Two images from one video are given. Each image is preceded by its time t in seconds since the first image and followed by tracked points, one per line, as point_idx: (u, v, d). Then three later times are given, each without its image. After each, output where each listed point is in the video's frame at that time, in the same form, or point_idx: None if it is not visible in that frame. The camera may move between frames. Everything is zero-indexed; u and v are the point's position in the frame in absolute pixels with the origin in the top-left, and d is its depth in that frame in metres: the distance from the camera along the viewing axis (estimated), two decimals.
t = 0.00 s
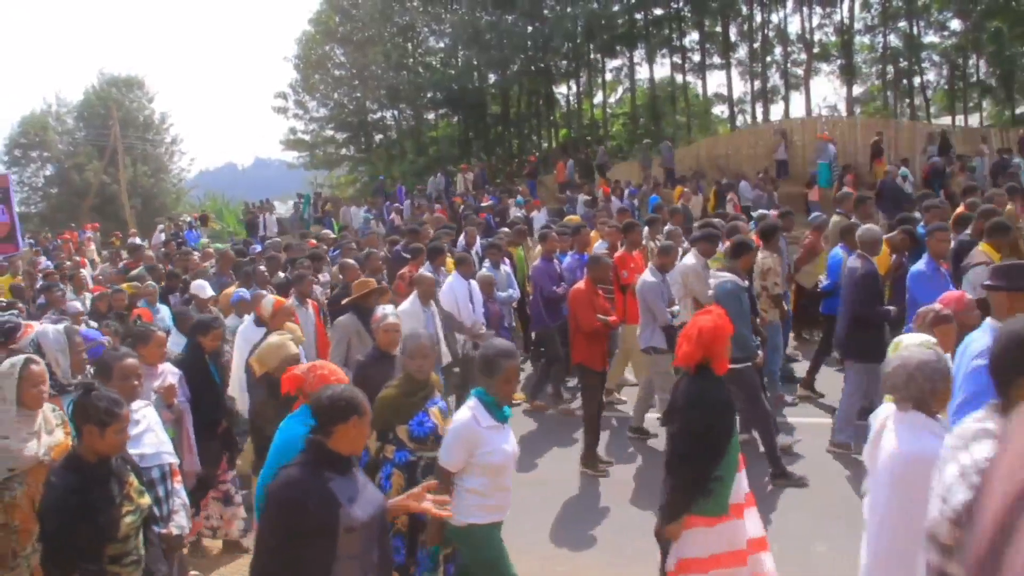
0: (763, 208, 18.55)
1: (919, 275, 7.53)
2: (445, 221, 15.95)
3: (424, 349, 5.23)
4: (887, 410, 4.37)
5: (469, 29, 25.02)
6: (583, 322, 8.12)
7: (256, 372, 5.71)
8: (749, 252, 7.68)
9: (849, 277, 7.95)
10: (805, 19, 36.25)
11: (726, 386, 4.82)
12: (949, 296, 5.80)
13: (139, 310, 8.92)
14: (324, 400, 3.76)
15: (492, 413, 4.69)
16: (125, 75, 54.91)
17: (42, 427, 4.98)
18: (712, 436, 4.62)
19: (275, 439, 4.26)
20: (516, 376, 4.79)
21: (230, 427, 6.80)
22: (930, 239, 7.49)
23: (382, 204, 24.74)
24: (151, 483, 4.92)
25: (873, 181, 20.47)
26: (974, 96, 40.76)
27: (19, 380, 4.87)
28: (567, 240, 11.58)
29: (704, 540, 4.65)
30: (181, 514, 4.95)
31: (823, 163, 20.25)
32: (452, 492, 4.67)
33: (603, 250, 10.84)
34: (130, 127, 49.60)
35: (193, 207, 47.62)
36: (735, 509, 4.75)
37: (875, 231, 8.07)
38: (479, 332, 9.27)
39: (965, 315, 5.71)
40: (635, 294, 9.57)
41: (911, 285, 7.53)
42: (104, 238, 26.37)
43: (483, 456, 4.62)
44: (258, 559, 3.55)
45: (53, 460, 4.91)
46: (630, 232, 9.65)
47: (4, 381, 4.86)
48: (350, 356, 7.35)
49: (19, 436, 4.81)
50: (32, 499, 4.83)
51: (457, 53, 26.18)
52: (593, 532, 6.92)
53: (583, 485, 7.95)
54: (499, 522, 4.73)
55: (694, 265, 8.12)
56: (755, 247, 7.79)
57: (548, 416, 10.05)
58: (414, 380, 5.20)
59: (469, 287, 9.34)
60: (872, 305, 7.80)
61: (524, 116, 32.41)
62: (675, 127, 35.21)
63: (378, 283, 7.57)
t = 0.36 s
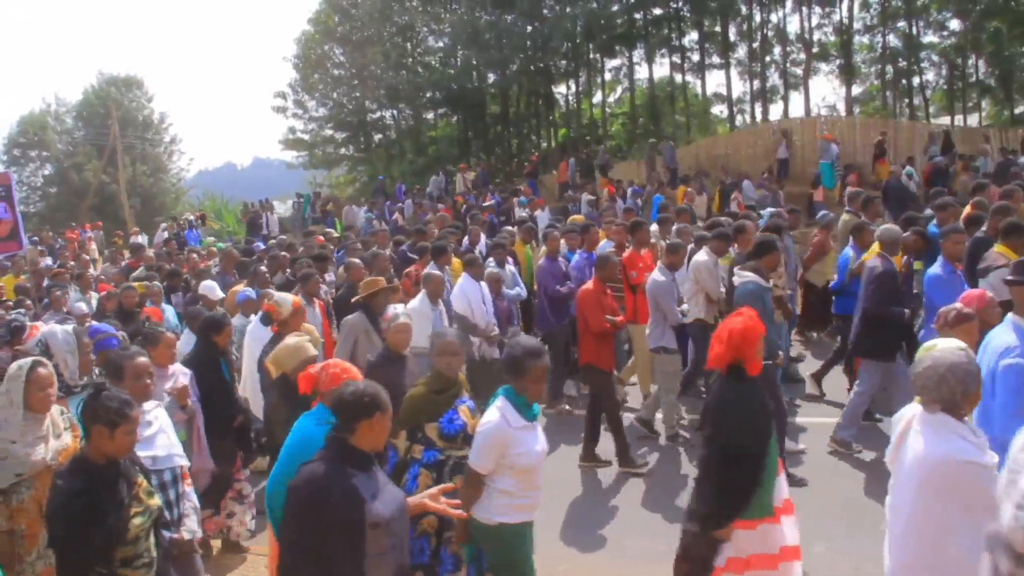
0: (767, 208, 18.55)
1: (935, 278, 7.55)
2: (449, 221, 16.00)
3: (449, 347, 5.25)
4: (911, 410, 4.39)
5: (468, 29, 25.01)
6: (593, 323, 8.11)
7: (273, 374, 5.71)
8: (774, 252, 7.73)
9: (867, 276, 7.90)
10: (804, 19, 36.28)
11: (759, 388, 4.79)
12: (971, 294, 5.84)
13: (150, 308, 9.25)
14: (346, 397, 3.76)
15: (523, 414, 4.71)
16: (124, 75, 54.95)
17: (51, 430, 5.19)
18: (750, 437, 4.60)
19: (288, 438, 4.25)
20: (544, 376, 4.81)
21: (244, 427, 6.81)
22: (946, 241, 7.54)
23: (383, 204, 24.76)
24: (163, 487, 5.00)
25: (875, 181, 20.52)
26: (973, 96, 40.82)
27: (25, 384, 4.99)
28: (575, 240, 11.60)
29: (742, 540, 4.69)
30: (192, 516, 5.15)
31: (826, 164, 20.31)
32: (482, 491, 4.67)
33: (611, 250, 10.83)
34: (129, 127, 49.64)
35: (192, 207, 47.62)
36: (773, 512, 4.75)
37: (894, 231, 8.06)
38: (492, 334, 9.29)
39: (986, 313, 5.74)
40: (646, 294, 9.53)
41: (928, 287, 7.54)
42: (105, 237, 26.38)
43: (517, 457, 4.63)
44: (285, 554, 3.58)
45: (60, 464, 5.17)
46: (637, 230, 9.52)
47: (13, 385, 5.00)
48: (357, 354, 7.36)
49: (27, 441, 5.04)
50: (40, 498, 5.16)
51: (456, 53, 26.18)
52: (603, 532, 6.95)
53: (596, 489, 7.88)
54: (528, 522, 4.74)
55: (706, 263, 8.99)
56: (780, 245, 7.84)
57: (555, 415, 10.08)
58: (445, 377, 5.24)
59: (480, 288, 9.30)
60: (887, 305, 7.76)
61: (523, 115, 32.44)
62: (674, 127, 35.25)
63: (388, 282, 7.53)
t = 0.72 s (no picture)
0: (771, 207, 18.42)
1: (952, 278, 7.42)
2: (451, 221, 15.89)
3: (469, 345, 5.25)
4: (928, 410, 4.26)
5: (467, 28, 24.85)
6: (605, 324, 7.94)
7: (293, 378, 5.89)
8: (788, 250, 7.75)
9: (883, 272, 8.03)
10: (803, 19, 36.14)
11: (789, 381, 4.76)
12: (985, 287, 5.64)
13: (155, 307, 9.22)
14: (357, 396, 3.69)
15: (536, 411, 4.62)
16: (122, 75, 54.82)
17: (57, 432, 5.11)
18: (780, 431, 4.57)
19: (305, 444, 4.11)
20: (556, 372, 4.73)
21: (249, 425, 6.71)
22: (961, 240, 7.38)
23: (384, 203, 24.64)
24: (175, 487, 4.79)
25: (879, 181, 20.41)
26: (973, 97, 40.70)
27: (29, 386, 4.94)
28: (581, 238, 11.52)
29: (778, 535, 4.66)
30: (204, 520, 4.91)
31: (830, 164, 20.21)
32: (497, 492, 4.58)
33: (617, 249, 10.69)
34: (126, 127, 49.48)
35: (191, 206, 47.49)
36: (804, 505, 4.76)
37: (912, 227, 8.02)
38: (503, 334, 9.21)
39: (1003, 306, 5.55)
40: (651, 294, 9.51)
41: (945, 287, 7.40)
42: (105, 237, 26.26)
43: (532, 456, 4.54)
44: (306, 560, 3.51)
45: (70, 465, 5.10)
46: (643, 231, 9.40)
47: (16, 387, 4.93)
48: (359, 355, 7.19)
49: (36, 444, 4.98)
50: (54, 503, 5.05)
51: (455, 52, 26.03)
52: (615, 532, 6.83)
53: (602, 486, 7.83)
54: (544, 522, 4.65)
55: (714, 262, 9.06)
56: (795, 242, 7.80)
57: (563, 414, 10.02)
58: (467, 374, 5.24)
59: (490, 286, 9.22)
60: (903, 302, 7.82)
61: (521, 116, 32.30)
62: (674, 127, 35.11)
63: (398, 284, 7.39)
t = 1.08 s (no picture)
0: (775, 207, 18.32)
1: (967, 277, 7.34)
2: (453, 219, 15.80)
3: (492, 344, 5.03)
4: (948, 410, 4.20)
5: (467, 28, 24.73)
6: (621, 323, 7.76)
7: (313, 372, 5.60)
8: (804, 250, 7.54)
9: (899, 269, 7.83)
10: (804, 18, 36.02)
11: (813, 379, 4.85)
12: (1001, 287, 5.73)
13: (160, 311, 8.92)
14: (370, 398, 3.66)
15: (549, 411, 4.52)
16: (120, 73, 54.60)
17: (63, 431, 4.75)
18: (807, 430, 4.72)
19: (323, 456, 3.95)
20: (568, 370, 4.60)
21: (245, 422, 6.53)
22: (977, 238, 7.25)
23: (385, 202, 24.54)
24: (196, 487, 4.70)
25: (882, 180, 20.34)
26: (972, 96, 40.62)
27: (34, 384, 4.59)
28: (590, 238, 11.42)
29: (808, 537, 4.76)
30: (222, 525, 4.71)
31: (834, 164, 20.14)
32: (510, 493, 4.50)
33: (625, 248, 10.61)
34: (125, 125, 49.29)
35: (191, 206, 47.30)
36: (824, 505, 4.86)
37: (929, 226, 7.94)
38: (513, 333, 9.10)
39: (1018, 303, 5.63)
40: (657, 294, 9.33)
41: (960, 285, 7.33)
42: (106, 236, 26.13)
43: (544, 456, 4.43)
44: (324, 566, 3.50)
45: (78, 466, 4.74)
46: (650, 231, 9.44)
47: (22, 386, 4.59)
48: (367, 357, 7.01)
49: (41, 445, 4.60)
50: (65, 506, 4.64)
51: (454, 52, 25.90)
52: (630, 537, 6.80)
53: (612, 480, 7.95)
54: (558, 525, 4.55)
55: (724, 262, 9.02)
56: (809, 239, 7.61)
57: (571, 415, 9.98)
58: (485, 372, 5.02)
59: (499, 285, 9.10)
60: (921, 300, 7.72)
61: (522, 115, 32.16)
62: (675, 126, 35.01)
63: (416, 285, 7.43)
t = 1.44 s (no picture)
0: (780, 207, 18.41)
1: (984, 276, 7.52)
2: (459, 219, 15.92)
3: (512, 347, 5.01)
4: (978, 413, 4.31)
5: (467, 28, 24.80)
6: (637, 327, 7.88)
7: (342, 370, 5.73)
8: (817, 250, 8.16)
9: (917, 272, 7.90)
10: (804, 18, 36.11)
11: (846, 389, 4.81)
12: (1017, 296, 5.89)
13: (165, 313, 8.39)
14: (394, 406, 3.56)
15: (570, 413, 4.55)
16: (121, 73, 54.74)
17: (66, 432, 4.47)
18: (834, 437, 4.67)
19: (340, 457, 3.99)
20: (591, 371, 4.62)
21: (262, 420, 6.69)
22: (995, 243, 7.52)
23: (388, 203, 24.65)
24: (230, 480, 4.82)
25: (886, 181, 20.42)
26: (972, 96, 40.75)
27: (41, 386, 4.41)
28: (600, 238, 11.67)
29: (834, 547, 4.68)
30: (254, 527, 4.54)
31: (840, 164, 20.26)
32: (529, 494, 4.57)
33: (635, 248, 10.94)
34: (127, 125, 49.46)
35: (191, 206, 47.37)
36: (850, 515, 4.81)
37: (945, 227, 7.86)
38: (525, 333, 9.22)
39: None
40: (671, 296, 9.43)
41: (979, 286, 7.50)
42: (110, 236, 26.21)
43: (559, 457, 4.47)
44: None
45: (83, 466, 4.42)
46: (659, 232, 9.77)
47: (30, 387, 4.40)
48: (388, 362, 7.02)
49: (45, 445, 4.33)
50: (68, 508, 4.34)
51: (455, 52, 26.00)
52: (648, 541, 6.87)
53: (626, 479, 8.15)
54: (573, 531, 4.57)
55: (735, 264, 9.20)
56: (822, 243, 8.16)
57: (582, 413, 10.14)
58: (502, 380, 5.02)
59: (512, 287, 9.25)
60: (936, 304, 7.76)
61: (522, 115, 32.28)
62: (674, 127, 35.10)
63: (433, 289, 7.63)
